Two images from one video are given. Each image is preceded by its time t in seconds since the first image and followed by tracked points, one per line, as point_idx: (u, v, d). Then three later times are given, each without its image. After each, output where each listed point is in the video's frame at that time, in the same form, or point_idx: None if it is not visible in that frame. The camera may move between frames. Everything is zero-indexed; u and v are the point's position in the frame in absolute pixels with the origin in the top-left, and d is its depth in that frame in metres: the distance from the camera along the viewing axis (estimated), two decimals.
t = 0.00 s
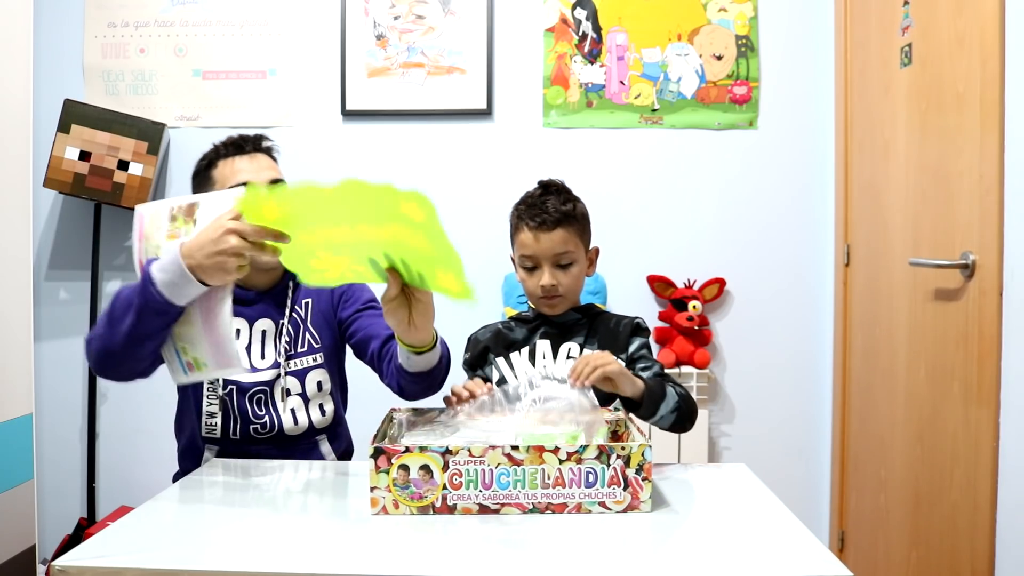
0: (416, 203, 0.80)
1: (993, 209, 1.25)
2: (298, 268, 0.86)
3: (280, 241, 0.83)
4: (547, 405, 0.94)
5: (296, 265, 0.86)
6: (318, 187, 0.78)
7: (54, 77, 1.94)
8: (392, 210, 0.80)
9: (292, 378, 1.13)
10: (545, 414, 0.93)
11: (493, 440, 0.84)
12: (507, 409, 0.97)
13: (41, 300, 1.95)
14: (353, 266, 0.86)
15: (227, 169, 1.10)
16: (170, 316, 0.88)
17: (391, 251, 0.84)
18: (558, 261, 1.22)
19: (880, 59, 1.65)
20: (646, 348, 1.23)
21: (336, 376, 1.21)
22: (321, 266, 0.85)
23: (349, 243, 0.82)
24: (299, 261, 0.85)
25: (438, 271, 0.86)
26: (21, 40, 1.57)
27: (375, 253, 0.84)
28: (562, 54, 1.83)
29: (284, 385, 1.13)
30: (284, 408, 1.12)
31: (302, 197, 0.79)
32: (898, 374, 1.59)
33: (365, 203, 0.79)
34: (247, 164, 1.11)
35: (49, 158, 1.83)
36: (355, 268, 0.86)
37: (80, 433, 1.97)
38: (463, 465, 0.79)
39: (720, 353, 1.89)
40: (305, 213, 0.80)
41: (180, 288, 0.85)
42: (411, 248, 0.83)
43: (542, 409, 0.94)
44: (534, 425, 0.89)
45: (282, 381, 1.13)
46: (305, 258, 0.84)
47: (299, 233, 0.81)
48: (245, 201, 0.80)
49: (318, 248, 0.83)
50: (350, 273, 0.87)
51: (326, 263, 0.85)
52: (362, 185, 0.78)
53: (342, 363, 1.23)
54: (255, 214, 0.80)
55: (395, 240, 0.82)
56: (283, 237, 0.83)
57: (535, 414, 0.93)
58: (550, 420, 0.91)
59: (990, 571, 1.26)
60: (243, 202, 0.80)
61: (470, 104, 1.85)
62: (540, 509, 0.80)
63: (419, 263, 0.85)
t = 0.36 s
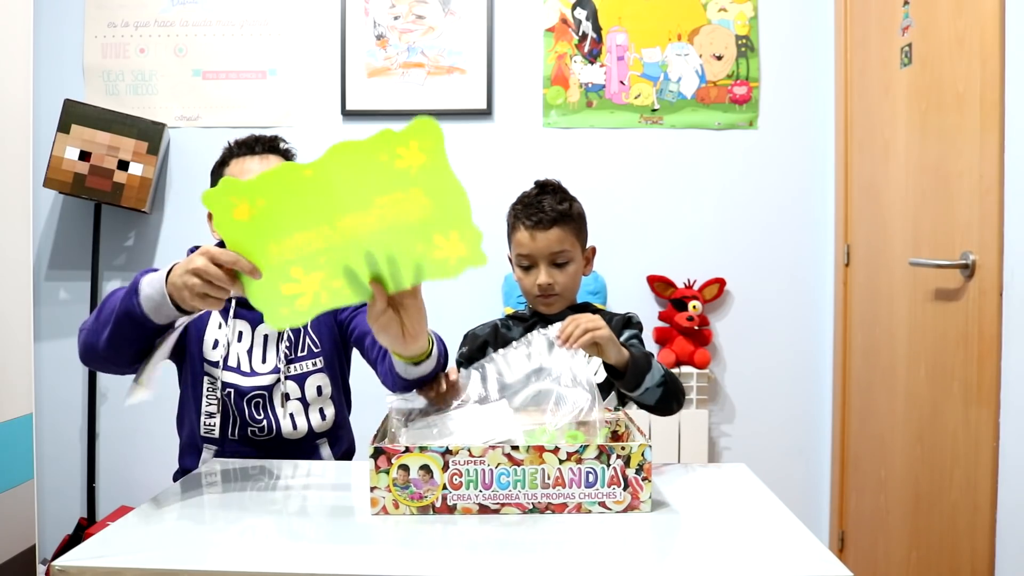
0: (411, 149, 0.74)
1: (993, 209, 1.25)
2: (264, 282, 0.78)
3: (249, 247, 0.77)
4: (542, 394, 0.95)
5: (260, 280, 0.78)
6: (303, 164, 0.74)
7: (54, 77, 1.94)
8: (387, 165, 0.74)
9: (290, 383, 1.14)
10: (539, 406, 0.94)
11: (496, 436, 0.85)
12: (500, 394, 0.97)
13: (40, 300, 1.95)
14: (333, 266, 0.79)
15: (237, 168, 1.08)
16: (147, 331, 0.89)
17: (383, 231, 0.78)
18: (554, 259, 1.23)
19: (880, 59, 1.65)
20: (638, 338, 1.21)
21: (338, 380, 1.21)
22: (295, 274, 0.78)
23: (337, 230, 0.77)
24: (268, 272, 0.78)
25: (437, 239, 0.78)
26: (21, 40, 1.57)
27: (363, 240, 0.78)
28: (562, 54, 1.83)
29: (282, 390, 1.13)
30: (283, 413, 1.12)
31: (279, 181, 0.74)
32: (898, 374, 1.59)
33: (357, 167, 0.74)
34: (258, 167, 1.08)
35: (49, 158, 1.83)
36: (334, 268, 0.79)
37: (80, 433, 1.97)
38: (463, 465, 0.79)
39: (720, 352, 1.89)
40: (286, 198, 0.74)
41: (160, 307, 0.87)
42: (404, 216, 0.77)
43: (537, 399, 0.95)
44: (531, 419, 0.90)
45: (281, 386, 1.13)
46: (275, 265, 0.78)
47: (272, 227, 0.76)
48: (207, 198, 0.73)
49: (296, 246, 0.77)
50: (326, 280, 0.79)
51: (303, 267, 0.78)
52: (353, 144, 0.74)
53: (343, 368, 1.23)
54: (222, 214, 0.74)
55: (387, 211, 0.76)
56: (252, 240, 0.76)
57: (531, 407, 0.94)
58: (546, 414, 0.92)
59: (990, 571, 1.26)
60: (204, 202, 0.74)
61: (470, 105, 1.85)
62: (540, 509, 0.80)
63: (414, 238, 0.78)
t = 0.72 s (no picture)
0: (464, 254, 0.73)
1: (993, 209, 1.25)
2: (251, 351, 0.71)
3: (255, 307, 0.72)
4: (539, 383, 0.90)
5: (248, 348, 0.72)
6: (352, 235, 0.73)
7: (54, 77, 1.94)
8: (433, 261, 0.72)
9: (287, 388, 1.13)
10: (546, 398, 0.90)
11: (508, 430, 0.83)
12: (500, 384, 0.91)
13: (41, 300, 1.95)
14: (330, 354, 0.71)
15: (224, 172, 1.12)
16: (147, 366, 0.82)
17: (398, 334, 0.72)
18: (549, 260, 1.23)
19: (880, 59, 1.65)
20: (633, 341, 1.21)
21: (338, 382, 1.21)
22: (288, 353, 0.71)
23: (354, 313, 0.72)
24: (261, 342, 0.71)
25: (453, 363, 0.72)
26: (21, 40, 1.57)
27: (374, 335, 0.72)
28: (562, 54, 1.83)
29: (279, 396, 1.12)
30: (282, 418, 1.12)
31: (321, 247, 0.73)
32: (898, 374, 1.59)
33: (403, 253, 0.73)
34: (244, 170, 1.11)
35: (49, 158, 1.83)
36: (329, 358, 0.71)
37: (79, 433, 1.97)
38: (463, 465, 0.79)
39: (720, 352, 1.89)
40: (317, 264, 0.72)
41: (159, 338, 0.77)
42: (434, 325, 0.72)
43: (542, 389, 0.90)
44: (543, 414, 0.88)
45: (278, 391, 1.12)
46: (271, 335, 0.71)
47: (288, 291, 0.72)
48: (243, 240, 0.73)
49: (304, 320, 0.72)
50: (316, 371, 0.71)
51: (299, 348, 0.71)
52: (409, 230, 0.73)
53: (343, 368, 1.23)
54: (249, 259, 0.73)
55: (414, 309, 0.72)
56: (261, 298, 0.72)
57: (537, 397, 0.90)
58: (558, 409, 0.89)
59: (990, 570, 1.26)
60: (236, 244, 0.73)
61: (470, 105, 1.85)
62: (540, 509, 0.80)
63: (431, 351, 0.72)
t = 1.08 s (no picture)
0: (481, 294, 0.72)
1: (993, 209, 1.25)
2: (252, 400, 0.68)
3: (255, 354, 0.69)
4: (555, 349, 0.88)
5: (248, 396, 0.68)
6: (360, 275, 0.72)
7: (54, 77, 1.93)
8: (448, 303, 0.72)
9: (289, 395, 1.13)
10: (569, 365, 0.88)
11: (552, 422, 0.81)
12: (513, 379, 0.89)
13: (41, 300, 1.95)
14: (338, 404, 0.68)
15: (226, 187, 1.15)
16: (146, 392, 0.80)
17: (412, 381, 0.69)
18: (548, 260, 1.23)
19: (880, 60, 1.65)
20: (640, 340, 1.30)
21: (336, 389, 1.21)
22: (293, 403, 0.68)
23: (365, 359, 0.70)
24: (263, 393, 0.68)
25: (474, 411, 0.69)
26: (20, 40, 1.57)
27: (387, 382, 0.69)
28: (562, 54, 1.83)
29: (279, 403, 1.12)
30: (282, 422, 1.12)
31: (325, 290, 0.72)
32: (898, 373, 1.59)
33: (414, 296, 0.72)
34: (246, 185, 1.14)
35: (48, 158, 1.83)
36: (338, 408, 0.68)
37: (79, 433, 1.97)
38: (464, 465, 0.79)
39: (720, 352, 1.88)
40: (322, 307, 0.71)
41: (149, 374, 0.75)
42: (450, 370, 0.70)
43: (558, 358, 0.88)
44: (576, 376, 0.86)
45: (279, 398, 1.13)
46: (274, 382, 0.68)
47: (292, 334, 0.70)
48: (236, 281, 0.71)
49: (309, 367, 0.69)
50: (324, 421, 0.68)
51: (305, 397, 0.68)
52: (420, 270, 0.73)
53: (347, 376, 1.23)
54: (245, 302, 0.70)
55: (429, 354, 0.70)
56: (263, 343, 0.69)
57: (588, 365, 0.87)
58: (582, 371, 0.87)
59: (990, 570, 1.26)
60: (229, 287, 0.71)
61: (470, 105, 1.85)
62: (540, 509, 0.80)
63: (449, 399, 0.69)
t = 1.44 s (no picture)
0: (479, 318, 0.70)
1: (993, 209, 1.25)
2: (238, 428, 0.68)
3: (241, 381, 0.68)
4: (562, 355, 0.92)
5: (235, 424, 0.68)
6: (349, 298, 0.69)
7: (54, 77, 1.93)
8: (443, 329, 0.70)
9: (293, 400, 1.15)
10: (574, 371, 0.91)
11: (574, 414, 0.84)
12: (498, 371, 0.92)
13: (41, 300, 1.95)
14: (326, 434, 0.68)
15: (229, 204, 1.23)
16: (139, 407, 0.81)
17: (403, 410, 0.69)
18: (552, 259, 1.24)
19: (880, 59, 1.65)
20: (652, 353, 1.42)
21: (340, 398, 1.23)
22: (279, 432, 0.68)
23: (354, 388, 0.68)
24: (250, 420, 0.68)
25: (469, 442, 0.69)
26: (21, 40, 1.57)
27: (377, 412, 0.68)
28: (562, 54, 1.83)
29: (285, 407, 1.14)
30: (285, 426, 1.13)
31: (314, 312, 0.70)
32: (898, 373, 1.59)
33: (406, 320, 0.70)
34: (251, 205, 1.23)
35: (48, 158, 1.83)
36: (326, 438, 0.68)
37: (79, 433, 1.97)
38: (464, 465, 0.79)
39: (720, 353, 1.88)
40: (308, 332, 0.69)
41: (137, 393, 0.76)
42: (443, 399, 0.69)
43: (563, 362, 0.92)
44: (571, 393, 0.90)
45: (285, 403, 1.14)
46: (260, 411, 0.68)
47: (277, 361, 0.68)
48: (217, 302, 0.68)
49: (296, 395, 0.68)
50: (312, 452, 0.68)
51: (292, 426, 0.68)
52: (412, 293, 0.70)
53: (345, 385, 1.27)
54: (227, 325, 0.68)
55: (421, 382, 0.69)
56: (248, 370, 0.68)
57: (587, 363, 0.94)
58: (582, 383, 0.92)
59: (990, 570, 1.26)
60: (209, 308, 0.68)
61: (470, 104, 1.85)
62: (540, 509, 0.80)
63: (441, 429, 0.69)
